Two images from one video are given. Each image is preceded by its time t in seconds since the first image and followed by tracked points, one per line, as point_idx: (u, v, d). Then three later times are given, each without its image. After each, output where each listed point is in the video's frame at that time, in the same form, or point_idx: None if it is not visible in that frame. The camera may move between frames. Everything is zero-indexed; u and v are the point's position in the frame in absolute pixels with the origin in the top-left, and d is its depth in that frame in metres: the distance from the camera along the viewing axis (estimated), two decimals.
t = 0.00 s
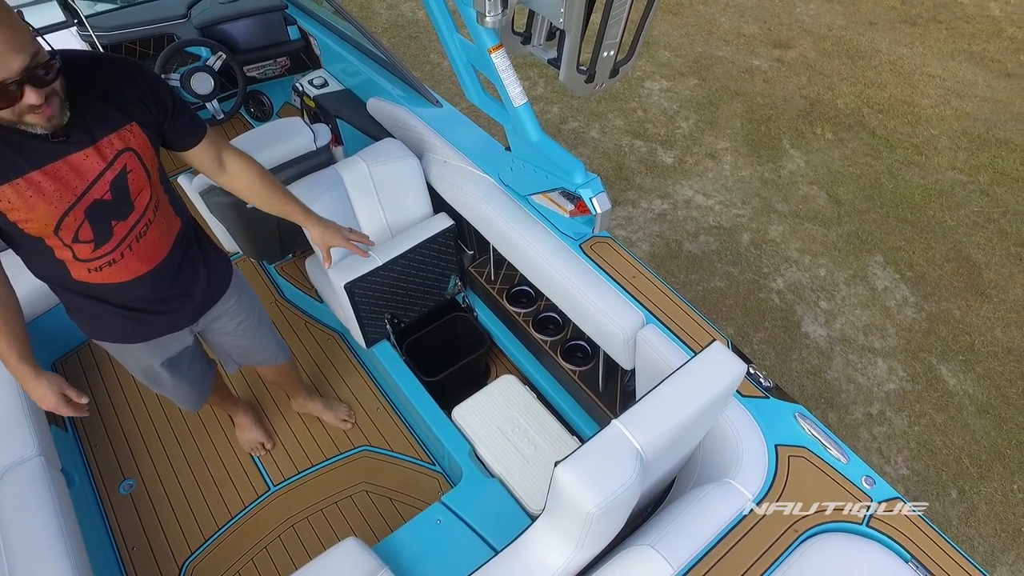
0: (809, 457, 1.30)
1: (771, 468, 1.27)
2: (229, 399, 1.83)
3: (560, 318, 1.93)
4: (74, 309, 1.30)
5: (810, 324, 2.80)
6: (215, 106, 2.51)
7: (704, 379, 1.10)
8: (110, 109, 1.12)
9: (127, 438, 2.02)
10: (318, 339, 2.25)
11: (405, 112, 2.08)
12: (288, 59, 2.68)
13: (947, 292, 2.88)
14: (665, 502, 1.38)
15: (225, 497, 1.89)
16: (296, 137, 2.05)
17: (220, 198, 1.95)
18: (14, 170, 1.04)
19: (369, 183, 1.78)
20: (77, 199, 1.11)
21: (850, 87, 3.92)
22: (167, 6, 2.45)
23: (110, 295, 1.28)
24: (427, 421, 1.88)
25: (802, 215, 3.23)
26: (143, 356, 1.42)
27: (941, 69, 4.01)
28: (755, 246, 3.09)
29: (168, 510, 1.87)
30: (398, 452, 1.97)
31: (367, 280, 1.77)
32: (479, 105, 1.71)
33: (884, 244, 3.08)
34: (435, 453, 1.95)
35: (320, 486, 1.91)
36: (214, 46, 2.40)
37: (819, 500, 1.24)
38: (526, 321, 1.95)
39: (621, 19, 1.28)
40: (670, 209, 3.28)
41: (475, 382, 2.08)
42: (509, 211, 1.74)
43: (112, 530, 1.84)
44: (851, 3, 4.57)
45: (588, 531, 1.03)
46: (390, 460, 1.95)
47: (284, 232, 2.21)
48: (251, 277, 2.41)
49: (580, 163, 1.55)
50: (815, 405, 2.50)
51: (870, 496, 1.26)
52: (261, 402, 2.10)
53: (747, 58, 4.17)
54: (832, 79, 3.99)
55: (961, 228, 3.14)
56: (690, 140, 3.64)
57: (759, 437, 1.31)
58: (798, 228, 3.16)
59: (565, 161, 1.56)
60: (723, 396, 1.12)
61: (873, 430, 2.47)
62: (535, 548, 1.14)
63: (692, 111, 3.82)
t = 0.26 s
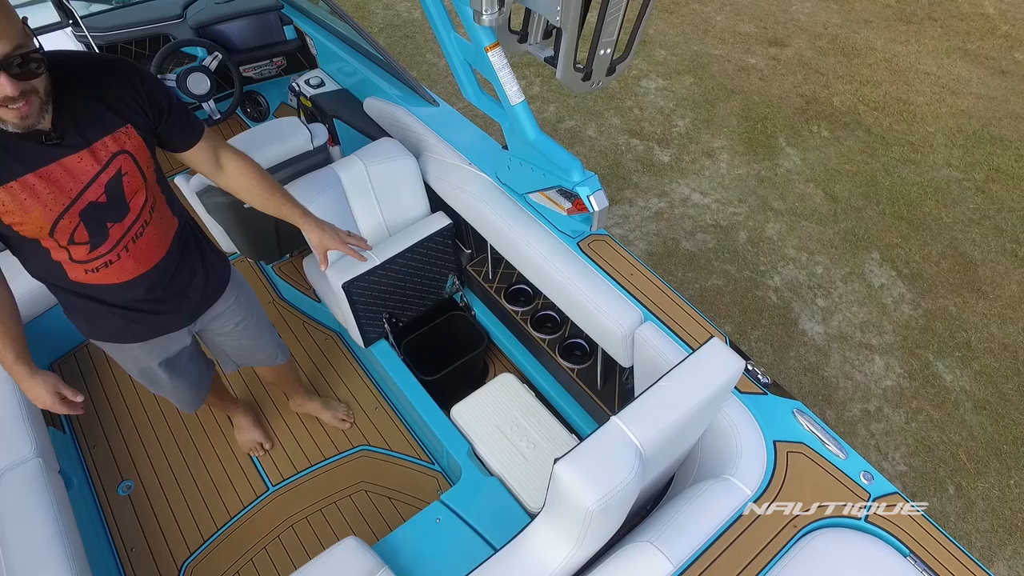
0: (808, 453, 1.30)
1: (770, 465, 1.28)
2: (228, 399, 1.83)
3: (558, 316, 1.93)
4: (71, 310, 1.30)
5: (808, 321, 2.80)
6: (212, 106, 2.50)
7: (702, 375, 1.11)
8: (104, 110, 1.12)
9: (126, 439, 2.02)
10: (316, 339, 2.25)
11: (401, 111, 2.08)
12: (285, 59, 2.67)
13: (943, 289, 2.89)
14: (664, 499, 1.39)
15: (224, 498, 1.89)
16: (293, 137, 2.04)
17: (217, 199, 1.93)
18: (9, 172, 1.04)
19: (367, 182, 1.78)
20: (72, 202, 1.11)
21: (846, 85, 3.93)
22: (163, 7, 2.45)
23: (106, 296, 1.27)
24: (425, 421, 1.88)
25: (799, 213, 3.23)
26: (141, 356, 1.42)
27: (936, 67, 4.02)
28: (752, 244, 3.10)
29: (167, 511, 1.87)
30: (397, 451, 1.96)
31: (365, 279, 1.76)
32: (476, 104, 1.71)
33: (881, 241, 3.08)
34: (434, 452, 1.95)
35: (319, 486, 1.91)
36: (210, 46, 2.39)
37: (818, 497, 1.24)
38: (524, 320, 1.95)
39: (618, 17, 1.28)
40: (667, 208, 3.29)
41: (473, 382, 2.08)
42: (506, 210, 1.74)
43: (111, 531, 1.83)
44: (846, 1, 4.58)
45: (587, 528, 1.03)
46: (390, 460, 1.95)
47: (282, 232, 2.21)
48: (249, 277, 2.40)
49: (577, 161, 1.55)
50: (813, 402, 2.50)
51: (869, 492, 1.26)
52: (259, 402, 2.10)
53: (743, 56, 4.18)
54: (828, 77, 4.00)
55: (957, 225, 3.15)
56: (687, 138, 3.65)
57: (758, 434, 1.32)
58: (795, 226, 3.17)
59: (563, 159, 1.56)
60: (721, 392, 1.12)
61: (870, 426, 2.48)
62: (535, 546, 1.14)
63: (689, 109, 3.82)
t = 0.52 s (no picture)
0: (807, 451, 1.31)
1: (769, 463, 1.28)
2: (226, 400, 1.82)
3: (556, 316, 1.94)
4: (66, 309, 1.30)
5: (805, 319, 2.81)
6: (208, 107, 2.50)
7: (701, 373, 1.11)
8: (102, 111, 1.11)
9: (124, 441, 2.01)
10: (314, 340, 2.25)
11: (398, 111, 2.08)
12: (282, 60, 2.67)
13: (940, 286, 2.90)
14: (663, 498, 1.39)
15: (223, 499, 1.89)
16: (291, 138, 2.04)
17: (215, 199, 1.93)
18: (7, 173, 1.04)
19: (365, 183, 1.78)
20: (67, 201, 1.11)
21: (842, 84, 3.94)
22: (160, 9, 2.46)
23: (101, 295, 1.27)
24: (424, 421, 1.88)
25: (796, 211, 3.24)
26: (138, 357, 1.42)
27: (931, 65, 4.04)
28: (749, 243, 3.11)
29: (167, 513, 1.87)
30: (396, 452, 1.96)
31: (363, 280, 1.76)
32: (473, 104, 1.71)
33: (878, 239, 3.09)
34: (433, 452, 1.95)
35: (318, 487, 1.90)
36: (207, 47, 2.39)
37: (816, 494, 1.24)
38: (523, 319, 1.95)
39: (616, 16, 1.28)
40: (664, 207, 3.29)
41: (472, 382, 2.08)
42: (504, 210, 1.74)
43: (110, 534, 1.83)
44: None
45: (587, 527, 1.03)
46: (389, 460, 1.95)
47: (279, 232, 2.21)
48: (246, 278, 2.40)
49: (575, 161, 1.56)
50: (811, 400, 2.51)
51: (868, 489, 1.27)
52: (258, 403, 2.09)
53: (739, 55, 4.18)
54: (824, 76, 4.01)
55: (953, 222, 3.16)
56: (684, 137, 3.65)
57: (756, 432, 1.32)
58: (792, 225, 3.17)
59: (561, 159, 1.57)
60: (719, 390, 1.12)
61: (868, 424, 2.48)
62: (535, 545, 1.14)
63: (686, 109, 3.83)
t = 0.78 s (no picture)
0: (806, 450, 1.31)
1: (768, 462, 1.28)
2: (225, 403, 1.82)
3: (555, 316, 1.94)
4: (60, 309, 1.29)
5: (803, 318, 2.81)
6: (205, 108, 2.49)
7: (700, 372, 1.11)
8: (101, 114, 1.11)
9: (122, 443, 2.01)
10: (312, 341, 2.25)
11: (396, 112, 2.07)
12: (278, 61, 2.67)
13: (937, 284, 2.91)
14: (663, 497, 1.39)
15: (222, 501, 1.88)
16: (288, 139, 2.04)
17: (212, 202, 1.93)
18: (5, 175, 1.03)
19: (362, 184, 1.79)
20: (63, 202, 1.11)
21: (838, 83, 3.95)
22: (156, 10, 2.45)
23: (95, 296, 1.27)
24: (423, 422, 1.88)
25: (793, 210, 3.25)
26: (133, 359, 1.41)
27: (927, 64, 4.05)
28: (746, 242, 3.11)
29: (166, 516, 1.86)
30: (396, 453, 1.96)
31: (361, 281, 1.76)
32: (471, 105, 1.71)
33: (875, 237, 3.10)
34: (432, 453, 1.95)
35: (317, 488, 1.90)
36: (203, 48, 2.38)
37: (816, 492, 1.25)
38: (521, 320, 1.96)
39: (613, 16, 1.28)
40: (661, 207, 3.29)
41: (471, 382, 2.08)
42: (502, 210, 1.74)
43: (108, 537, 1.82)
44: None
45: (587, 527, 1.03)
46: (388, 462, 1.94)
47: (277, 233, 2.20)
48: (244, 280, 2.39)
49: (572, 161, 1.57)
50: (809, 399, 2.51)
51: (867, 487, 1.27)
52: (256, 405, 2.09)
53: (736, 54, 4.19)
54: (820, 75, 4.01)
55: (950, 221, 3.17)
56: (681, 137, 3.65)
57: (756, 432, 1.32)
58: (790, 224, 3.18)
59: (559, 159, 1.57)
60: (719, 389, 1.12)
61: (866, 422, 2.49)
62: (534, 545, 1.14)
63: (683, 108, 3.83)
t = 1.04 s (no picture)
0: (807, 450, 1.31)
1: (769, 463, 1.28)
2: (223, 405, 1.81)
3: (554, 317, 1.93)
4: (60, 314, 1.28)
5: (802, 317, 2.81)
6: (203, 109, 2.48)
7: (701, 374, 1.11)
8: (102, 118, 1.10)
9: (121, 446, 2.00)
10: (311, 343, 2.24)
11: (394, 113, 2.07)
12: (276, 62, 2.66)
13: (936, 283, 2.91)
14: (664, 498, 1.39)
15: (221, 504, 1.87)
16: (286, 140, 2.03)
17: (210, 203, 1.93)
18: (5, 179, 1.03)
19: (361, 186, 1.77)
20: (64, 207, 1.10)
21: (836, 82, 3.95)
22: (152, 10, 2.44)
23: (95, 301, 1.26)
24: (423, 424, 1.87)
25: (792, 209, 3.25)
26: (132, 362, 1.41)
27: (924, 63, 4.05)
28: (745, 241, 3.11)
29: (165, 519, 1.85)
30: (395, 455, 1.96)
31: (360, 282, 1.76)
32: (470, 105, 1.71)
33: (873, 236, 3.10)
34: (431, 455, 1.94)
35: (316, 490, 1.90)
36: (200, 50, 2.38)
37: (817, 493, 1.25)
38: (520, 321, 1.95)
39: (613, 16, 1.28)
40: (660, 206, 3.29)
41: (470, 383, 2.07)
42: (502, 211, 1.74)
43: (107, 541, 1.82)
44: None
45: (588, 529, 1.02)
46: (388, 463, 1.94)
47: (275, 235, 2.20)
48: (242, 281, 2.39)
49: (572, 161, 1.57)
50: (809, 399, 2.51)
51: (868, 488, 1.27)
52: (255, 407, 2.08)
53: (733, 54, 4.19)
54: (818, 74, 4.01)
55: (948, 219, 3.17)
56: (679, 137, 3.65)
57: (757, 432, 1.32)
58: (788, 223, 3.18)
59: (559, 160, 1.57)
60: (720, 390, 1.12)
61: (866, 421, 2.49)
62: (535, 547, 1.13)
63: (681, 108, 3.83)
